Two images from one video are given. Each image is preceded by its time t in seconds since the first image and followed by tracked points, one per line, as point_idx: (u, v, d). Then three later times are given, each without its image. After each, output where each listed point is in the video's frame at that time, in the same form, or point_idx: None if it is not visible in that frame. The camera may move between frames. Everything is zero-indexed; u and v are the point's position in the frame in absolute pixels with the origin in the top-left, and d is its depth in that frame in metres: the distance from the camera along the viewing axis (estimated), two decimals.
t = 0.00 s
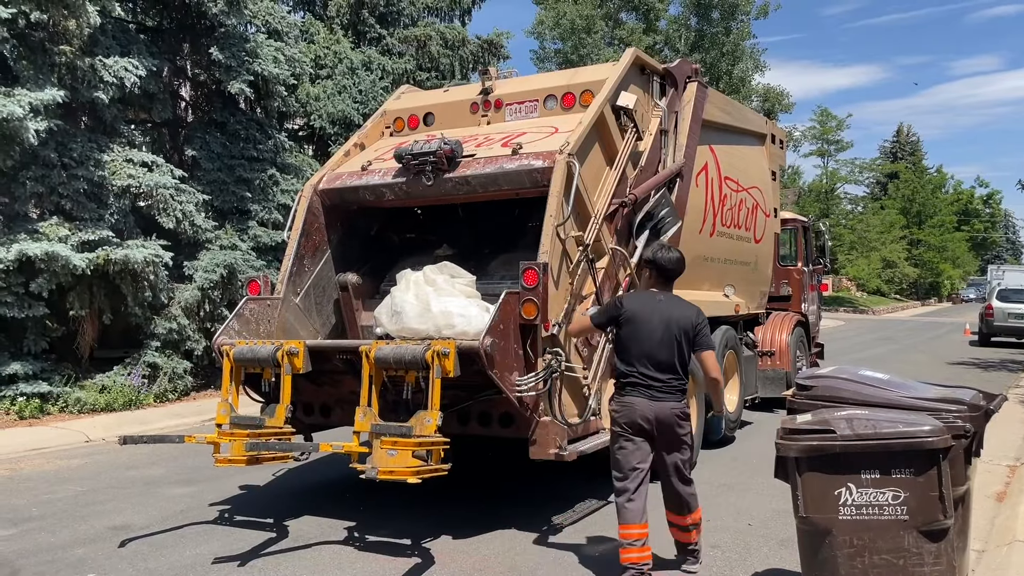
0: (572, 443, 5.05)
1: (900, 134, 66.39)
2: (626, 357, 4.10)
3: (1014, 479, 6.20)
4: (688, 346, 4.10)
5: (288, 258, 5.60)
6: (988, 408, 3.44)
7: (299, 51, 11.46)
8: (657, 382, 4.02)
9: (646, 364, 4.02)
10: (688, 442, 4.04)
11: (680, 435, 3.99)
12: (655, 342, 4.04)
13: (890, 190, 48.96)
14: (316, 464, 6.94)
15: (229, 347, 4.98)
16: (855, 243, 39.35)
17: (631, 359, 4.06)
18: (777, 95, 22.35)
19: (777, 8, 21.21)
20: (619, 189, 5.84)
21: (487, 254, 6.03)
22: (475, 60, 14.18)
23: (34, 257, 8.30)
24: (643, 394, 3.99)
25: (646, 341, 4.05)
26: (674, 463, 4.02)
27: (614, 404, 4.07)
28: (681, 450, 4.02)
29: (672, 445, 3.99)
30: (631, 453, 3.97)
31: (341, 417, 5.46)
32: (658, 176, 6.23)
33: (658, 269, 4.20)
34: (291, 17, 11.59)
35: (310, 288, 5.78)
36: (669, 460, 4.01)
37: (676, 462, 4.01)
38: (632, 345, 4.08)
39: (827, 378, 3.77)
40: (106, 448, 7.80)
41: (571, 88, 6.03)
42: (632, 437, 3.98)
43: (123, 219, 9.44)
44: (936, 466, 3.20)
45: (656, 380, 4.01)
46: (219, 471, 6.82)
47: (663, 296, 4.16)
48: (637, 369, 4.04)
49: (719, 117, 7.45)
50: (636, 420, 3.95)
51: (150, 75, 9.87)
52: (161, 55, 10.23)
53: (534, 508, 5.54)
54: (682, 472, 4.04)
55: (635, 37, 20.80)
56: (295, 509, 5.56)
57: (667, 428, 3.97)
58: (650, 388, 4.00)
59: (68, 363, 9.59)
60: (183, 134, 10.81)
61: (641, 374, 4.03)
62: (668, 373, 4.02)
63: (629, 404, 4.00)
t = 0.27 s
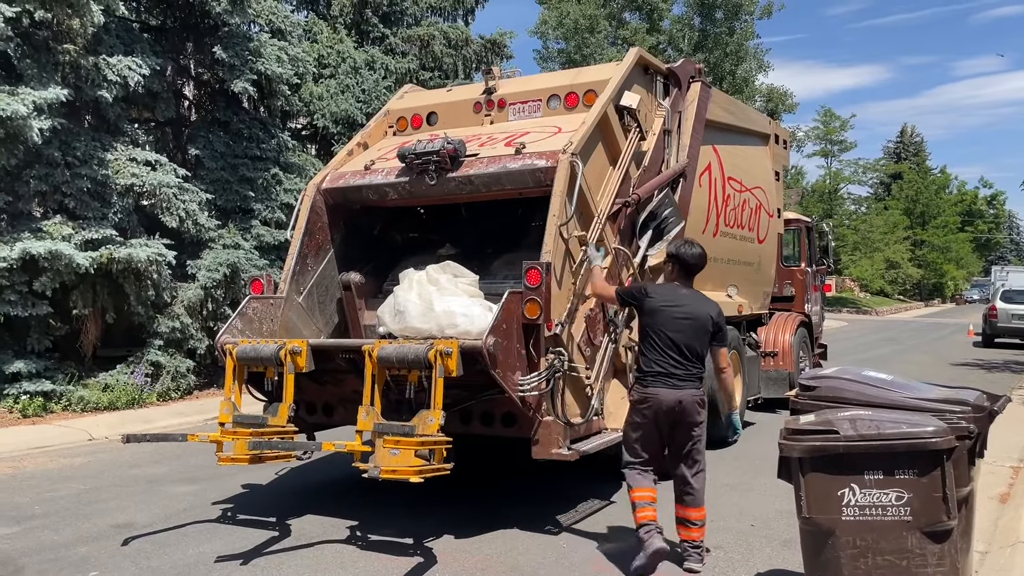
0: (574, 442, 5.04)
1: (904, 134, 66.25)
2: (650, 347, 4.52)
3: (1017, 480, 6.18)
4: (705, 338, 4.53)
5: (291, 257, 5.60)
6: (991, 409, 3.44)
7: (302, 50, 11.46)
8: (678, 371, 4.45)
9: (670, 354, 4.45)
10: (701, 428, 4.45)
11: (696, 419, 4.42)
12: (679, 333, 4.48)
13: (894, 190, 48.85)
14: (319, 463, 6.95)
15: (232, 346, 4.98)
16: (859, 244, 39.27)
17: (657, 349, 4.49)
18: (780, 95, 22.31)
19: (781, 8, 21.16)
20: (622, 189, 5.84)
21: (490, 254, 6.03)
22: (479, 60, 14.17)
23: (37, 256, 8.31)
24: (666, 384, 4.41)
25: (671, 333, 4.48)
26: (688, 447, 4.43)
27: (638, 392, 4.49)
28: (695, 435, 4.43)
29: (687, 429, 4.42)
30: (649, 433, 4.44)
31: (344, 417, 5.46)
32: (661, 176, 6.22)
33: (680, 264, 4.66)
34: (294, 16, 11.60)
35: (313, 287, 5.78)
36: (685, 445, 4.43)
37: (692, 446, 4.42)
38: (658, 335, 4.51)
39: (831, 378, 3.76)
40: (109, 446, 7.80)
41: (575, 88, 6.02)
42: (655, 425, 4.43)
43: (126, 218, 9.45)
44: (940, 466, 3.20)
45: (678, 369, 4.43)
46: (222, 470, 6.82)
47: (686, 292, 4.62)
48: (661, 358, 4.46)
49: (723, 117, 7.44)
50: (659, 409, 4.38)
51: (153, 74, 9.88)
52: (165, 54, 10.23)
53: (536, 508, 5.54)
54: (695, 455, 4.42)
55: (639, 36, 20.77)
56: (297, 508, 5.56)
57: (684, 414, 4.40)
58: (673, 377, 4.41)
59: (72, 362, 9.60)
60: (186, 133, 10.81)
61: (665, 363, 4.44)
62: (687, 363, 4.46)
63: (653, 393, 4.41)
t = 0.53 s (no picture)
0: (578, 441, 5.04)
1: (908, 134, 66.12)
2: (657, 340, 4.57)
3: (1022, 480, 6.17)
4: (712, 334, 4.56)
5: (294, 255, 5.60)
6: (997, 409, 3.43)
7: (306, 49, 11.47)
8: (684, 364, 4.47)
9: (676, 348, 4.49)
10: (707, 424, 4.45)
11: (702, 413, 4.42)
12: (684, 329, 4.51)
13: (898, 190, 48.76)
14: (322, 461, 6.95)
15: (236, 344, 4.99)
16: (862, 243, 39.21)
17: (662, 343, 4.53)
18: (784, 94, 22.29)
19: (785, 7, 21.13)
20: (626, 187, 5.83)
21: (493, 252, 6.03)
22: (482, 59, 14.18)
23: (41, 253, 8.32)
24: (671, 376, 4.44)
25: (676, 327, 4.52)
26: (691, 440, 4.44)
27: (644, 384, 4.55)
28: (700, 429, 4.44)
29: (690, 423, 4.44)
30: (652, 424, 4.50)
31: (347, 414, 5.46)
32: (665, 175, 6.22)
33: (683, 261, 4.67)
34: (298, 15, 11.61)
35: (316, 285, 5.78)
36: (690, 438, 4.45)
37: (697, 440, 4.43)
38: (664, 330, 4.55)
39: (836, 377, 3.75)
40: (113, 444, 7.82)
41: (579, 86, 6.02)
42: (659, 416, 4.47)
43: (130, 216, 9.46)
44: (945, 466, 3.19)
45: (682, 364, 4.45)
46: (225, 467, 6.83)
47: (694, 287, 4.64)
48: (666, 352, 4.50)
49: (727, 116, 7.43)
50: (662, 401, 4.43)
51: (157, 72, 9.89)
52: (169, 52, 10.24)
53: (539, 506, 5.53)
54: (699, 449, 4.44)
55: (642, 36, 20.76)
56: (300, 506, 5.56)
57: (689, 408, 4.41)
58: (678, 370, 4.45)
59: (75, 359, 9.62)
60: (190, 131, 10.83)
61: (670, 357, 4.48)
62: (695, 357, 4.47)
63: (657, 385, 4.47)
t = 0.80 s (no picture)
0: (580, 440, 5.04)
1: (911, 133, 66.01)
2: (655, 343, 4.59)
3: None
4: (706, 332, 4.60)
5: (297, 253, 5.60)
6: (1000, 408, 3.42)
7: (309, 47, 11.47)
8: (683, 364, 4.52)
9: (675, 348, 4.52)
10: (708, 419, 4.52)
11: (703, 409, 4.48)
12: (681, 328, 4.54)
13: (901, 189, 48.68)
14: (325, 459, 6.96)
15: (239, 342, 4.99)
16: (865, 242, 39.16)
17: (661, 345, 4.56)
18: (787, 92, 22.27)
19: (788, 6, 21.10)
20: (630, 186, 5.82)
21: (496, 250, 6.03)
22: (485, 57, 14.18)
23: (44, 251, 8.34)
24: (672, 377, 4.49)
25: (672, 328, 4.54)
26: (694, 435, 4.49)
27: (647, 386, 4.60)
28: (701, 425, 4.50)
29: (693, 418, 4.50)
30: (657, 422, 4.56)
31: (350, 413, 5.47)
32: (669, 174, 6.21)
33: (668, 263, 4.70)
34: (301, 13, 11.62)
35: (319, 283, 5.79)
36: (692, 432, 4.49)
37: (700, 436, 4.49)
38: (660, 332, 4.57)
39: (839, 377, 3.76)
40: (116, 441, 7.83)
41: (582, 85, 6.01)
42: (663, 415, 4.52)
43: (133, 213, 9.48)
44: (948, 465, 3.18)
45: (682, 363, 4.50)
46: (228, 465, 6.84)
47: (684, 287, 4.67)
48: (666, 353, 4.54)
49: (730, 114, 7.42)
50: (666, 401, 4.48)
51: (161, 69, 9.89)
52: (172, 50, 10.24)
53: (542, 504, 5.54)
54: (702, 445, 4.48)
55: (645, 34, 20.74)
56: (303, 504, 5.57)
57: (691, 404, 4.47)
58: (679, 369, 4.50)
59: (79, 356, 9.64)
60: (193, 129, 10.84)
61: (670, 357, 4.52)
62: (692, 356, 4.52)
63: (660, 385, 4.51)
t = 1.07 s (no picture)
0: (581, 438, 5.04)
1: (913, 131, 65.94)
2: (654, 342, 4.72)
3: None
4: (697, 330, 4.80)
5: (299, 251, 5.61)
6: (1003, 407, 3.42)
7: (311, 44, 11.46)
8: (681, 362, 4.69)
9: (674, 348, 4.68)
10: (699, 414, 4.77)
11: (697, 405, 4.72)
12: (679, 327, 4.71)
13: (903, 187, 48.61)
14: (327, 456, 6.97)
15: (241, 340, 5.00)
16: (867, 240, 39.11)
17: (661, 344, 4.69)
18: (789, 90, 22.24)
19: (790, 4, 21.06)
20: (631, 184, 5.82)
21: (498, 248, 6.04)
22: (487, 54, 14.18)
23: (47, 248, 8.35)
24: (673, 374, 4.65)
25: (671, 327, 4.70)
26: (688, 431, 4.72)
27: (644, 382, 4.71)
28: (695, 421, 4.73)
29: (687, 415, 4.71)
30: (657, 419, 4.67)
31: (352, 410, 5.48)
32: (671, 172, 6.21)
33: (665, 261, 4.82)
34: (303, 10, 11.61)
35: (321, 281, 5.79)
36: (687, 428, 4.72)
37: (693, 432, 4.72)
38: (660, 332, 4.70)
39: (841, 375, 3.76)
40: (119, 438, 7.84)
41: (584, 83, 6.01)
42: (663, 412, 4.66)
43: (136, 211, 9.49)
44: (951, 464, 3.18)
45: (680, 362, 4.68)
46: (230, 462, 6.85)
47: (676, 284, 4.84)
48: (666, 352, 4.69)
49: (732, 112, 7.41)
50: (668, 398, 4.63)
51: (163, 67, 9.89)
52: (174, 47, 10.24)
53: (543, 502, 5.55)
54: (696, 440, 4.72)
55: (647, 32, 20.71)
56: (304, 501, 5.57)
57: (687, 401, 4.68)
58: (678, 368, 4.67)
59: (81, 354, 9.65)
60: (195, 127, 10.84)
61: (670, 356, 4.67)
62: (688, 354, 4.71)
63: (661, 383, 4.64)
